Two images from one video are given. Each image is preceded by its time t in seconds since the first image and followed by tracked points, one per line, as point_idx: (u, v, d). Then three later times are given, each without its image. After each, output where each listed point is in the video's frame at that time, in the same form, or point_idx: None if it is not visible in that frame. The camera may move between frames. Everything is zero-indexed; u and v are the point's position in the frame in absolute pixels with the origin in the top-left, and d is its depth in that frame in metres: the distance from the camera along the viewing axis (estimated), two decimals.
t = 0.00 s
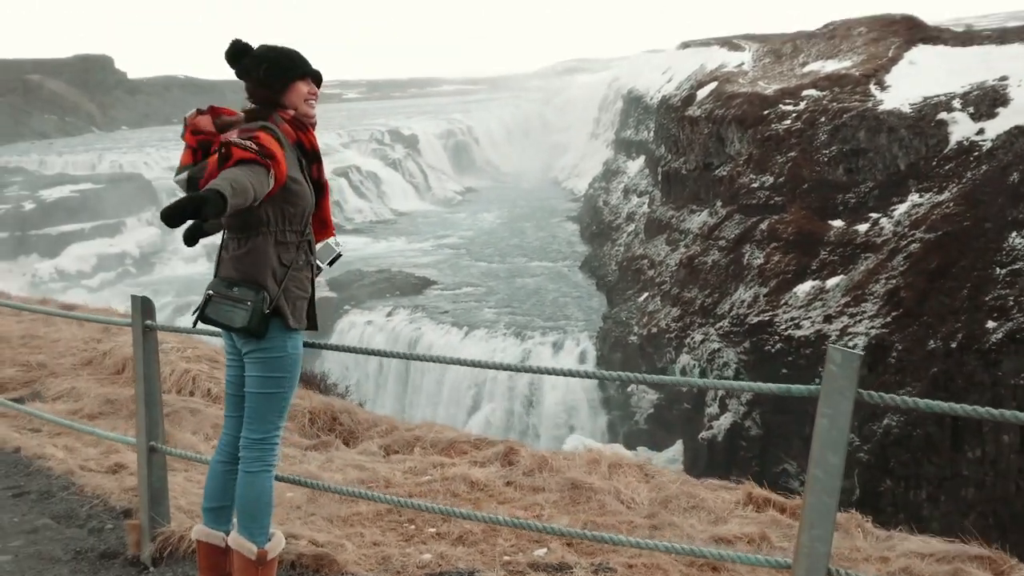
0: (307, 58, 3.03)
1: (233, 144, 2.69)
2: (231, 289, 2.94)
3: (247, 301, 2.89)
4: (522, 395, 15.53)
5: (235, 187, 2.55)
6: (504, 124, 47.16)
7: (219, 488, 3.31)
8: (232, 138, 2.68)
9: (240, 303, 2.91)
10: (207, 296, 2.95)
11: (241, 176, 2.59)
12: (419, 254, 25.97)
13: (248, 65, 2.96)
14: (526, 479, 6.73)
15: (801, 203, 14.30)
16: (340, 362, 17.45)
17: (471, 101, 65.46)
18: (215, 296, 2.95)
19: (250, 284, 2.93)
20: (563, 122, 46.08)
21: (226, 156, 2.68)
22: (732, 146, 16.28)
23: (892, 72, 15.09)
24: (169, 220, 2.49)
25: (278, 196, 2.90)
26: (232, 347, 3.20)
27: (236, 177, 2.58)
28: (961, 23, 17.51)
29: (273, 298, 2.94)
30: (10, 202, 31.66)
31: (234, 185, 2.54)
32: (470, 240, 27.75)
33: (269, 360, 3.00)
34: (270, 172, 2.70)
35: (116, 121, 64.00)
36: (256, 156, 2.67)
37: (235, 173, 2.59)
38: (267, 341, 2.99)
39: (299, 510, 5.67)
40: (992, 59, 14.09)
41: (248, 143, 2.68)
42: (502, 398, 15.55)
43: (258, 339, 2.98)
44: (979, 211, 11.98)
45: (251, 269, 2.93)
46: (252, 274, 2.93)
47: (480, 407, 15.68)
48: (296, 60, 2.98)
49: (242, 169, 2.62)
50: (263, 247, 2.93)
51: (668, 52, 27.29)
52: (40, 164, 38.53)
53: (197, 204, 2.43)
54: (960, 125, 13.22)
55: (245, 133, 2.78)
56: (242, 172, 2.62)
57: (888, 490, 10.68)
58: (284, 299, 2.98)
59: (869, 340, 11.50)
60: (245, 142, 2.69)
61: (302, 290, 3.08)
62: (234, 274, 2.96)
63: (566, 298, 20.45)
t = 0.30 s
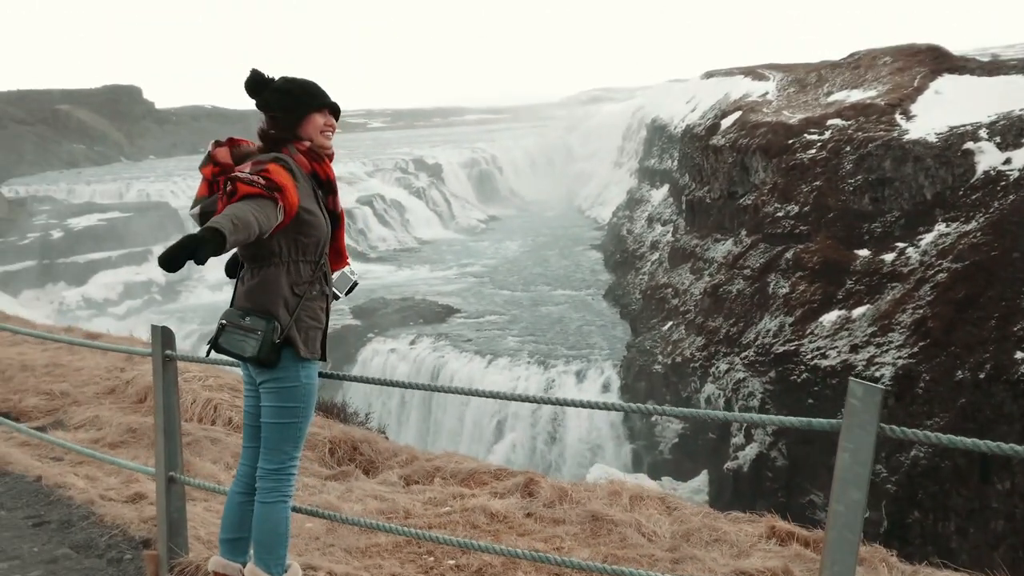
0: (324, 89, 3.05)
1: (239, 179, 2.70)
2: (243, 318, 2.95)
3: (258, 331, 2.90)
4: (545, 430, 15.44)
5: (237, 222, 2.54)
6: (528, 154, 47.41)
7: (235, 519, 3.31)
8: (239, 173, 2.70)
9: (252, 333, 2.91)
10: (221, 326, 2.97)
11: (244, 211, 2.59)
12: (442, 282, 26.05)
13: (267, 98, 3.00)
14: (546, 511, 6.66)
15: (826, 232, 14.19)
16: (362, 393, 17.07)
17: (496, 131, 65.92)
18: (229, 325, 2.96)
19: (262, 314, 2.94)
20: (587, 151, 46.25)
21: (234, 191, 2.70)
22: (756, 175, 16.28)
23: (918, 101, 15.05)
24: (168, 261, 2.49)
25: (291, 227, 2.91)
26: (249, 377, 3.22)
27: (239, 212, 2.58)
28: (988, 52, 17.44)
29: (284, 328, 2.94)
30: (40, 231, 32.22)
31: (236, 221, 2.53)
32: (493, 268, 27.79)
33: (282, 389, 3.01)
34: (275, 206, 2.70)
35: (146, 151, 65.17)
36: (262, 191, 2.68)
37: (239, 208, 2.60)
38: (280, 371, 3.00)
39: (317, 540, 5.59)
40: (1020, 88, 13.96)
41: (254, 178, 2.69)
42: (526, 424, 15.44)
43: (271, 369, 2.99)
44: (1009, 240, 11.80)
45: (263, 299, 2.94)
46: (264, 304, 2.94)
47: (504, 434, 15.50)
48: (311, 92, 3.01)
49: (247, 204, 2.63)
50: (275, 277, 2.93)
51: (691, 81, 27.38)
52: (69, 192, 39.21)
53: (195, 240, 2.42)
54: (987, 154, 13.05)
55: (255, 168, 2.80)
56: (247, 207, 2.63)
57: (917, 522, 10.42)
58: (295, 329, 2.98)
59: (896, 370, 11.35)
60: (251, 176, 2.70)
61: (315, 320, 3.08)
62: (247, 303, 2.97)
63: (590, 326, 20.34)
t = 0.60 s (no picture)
0: (331, 93, 3.06)
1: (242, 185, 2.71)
2: (249, 322, 2.95)
3: (263, 336, 2.91)
4: (558, 435, 15.39)
5: (234, 229, 2.54)
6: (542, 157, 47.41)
7: (244, 523, 3.32)
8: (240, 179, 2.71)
9: (257, 337, 2.92)
10: (227, 329, 2.97)
11: (245, 218, 2.60)
12: (454, 285, 26.09)
13: (276, 103, 3.02)
14: (556, 515, 6.65)
15: (841, 236, 14.11)
16: (375, 398, 17.36)
17: (510, 134, 65.98)
18: (235, 329, 2.96)
19: (268, 319, 2.94)
20: (600, 154, 46.25)
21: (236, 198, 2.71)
22: (770, 179, 16.23)
23: (932, 105, 14.94)
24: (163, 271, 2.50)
25: (296, 232, 2.92)
26: (256, 382, 3.23)
27: (237, 218, 2.59)
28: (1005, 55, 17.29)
29: (290, 333, 2.95)
30: (56, 233, 32.48)
31: (235, 228, 2.54)
32: (506, 271, 27.79)
33: (290, 394, 3.02)
34: (276, 212, 2.71)
35: (162, 154, 65.63)
36: (264, 196, 2.69)
37: (238, 214, 2.61)
38: (286, 376, 3.01)
39: (326, 544, 5.56)
40: None
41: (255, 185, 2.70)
42: (538, 428, 15.50)
43: (278, 373, 3.00)
44: None
45: (270, 304, 2.95)
46: (271, 308, 2.95)
47: (518, 435, 15.64)
48: (317, 96, 3.02)
49: (248, 210, 2.64)
50: (280, 282, 2.94)
51: (705, 84, 27.31)
52: (85, 196, 39.56)
53: (190, 250, 2.43)
54: (1003, 158, 12.95)
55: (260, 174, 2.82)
56: (247, 213, 2.64)
57: (930, 526, 10.34)
58: (301, 334, 2.99)
59: (910, 374, 11.25)
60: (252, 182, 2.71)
61: (321, 324, 3.08)
62: (254, 308, 2.97)
63: (603, 330, 20.28)
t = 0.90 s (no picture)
0: (345, 98, 3.07)
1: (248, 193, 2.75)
2: (264, 328, 2.98)
3: (276, 341, 2.93)
4: (579, 438, 15.19)
5: (235, 240, 2.58)
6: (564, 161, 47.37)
7: (260, 526, 3.35)
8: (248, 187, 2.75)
9: (271, 343, 2.95)
10: (243, 335, 3.01)
11: (251, 228, 2.64)
12: (476, 289, 26.12)
13: (289, 107, 3.05)
14: (575, 520, 6.62)
15: (866, 239, 13.99)
16: (394, 401, 17.24)
17: (533, 138, 65.98)
18: (250, 334, 2.99)
19: (282, 324, 2.97)
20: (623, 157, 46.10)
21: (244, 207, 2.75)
22: (795, 182, 16.14)
23: (959, 108, 14.76)
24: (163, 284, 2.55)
25: (308, 237, 2.95)
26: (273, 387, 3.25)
27: (240, 228, 2.62)
28: None
29: (304, 338, 2.97)
30: (81, 236, 32.88)
31: (236, 239, 2.58)
32: (529, 275, 27.77)
33: (305, 399, 3.04)
34: (282, 221, 2.74)
35: (188, 158, 66.25)
36: (271, 205, 2.73)
37: (243, 224, 2.64)
38: (301, 380, 3.03)
39: (344, 546, 5.55)
40: None
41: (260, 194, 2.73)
42: (559, 435, 15.26)
43: (293, 377, 3.02)
44: None
45: (284, 309, 2.97)
46: (285, 313, 2.98)
47: (538, 438, 15.44)
48: (330, 101, 3.03)
49: (253, 221, 2.68)
50: (293, 287, 2.96)
51: (728, 87, 27.19)
52: (110, 199, 39.97)
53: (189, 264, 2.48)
54: None
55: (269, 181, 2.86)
56: (251, 222, 2.68)
57: (955, 533, 10.21)
58: (315, 338, 3.00)
59: (935, 379, 11.14)
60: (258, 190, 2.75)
61: (337, 328, 3.09)
62: (268, 313, 3.00)
63: (625, 334, 20.20)
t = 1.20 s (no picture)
0: (352, 99, 3.07)
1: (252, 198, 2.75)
2: (274, 330, 2.98)
3: (287, 343, 2.93)
4: (595, 438, 15.15)
5: (236, 247, 2.59)
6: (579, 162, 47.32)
7: (270, 527, 3.34)
8: (254, 192, 2.75)
9: (282, 345, 2.95)
10: (253, 337, 3.01)
11: (254, 235, 2.65)
12: (490, 290, 26.12)
13: (296, 107, 3.05)
14: (586, 521, 6.59)
15: (881, 240, 13.90)
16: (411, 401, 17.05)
17: (549, 140, 65.88)
18: (261, 337, 3.00)
19: (292, 326, 2.97)
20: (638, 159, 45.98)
21: (249, 212, 2.76)
22: (810, 183, 16.07)
23: (976, 108, 14.64)
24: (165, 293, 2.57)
25: (316, 238, 2.93)
26: (283, 389, 3.25)
27: (243, 235, 2.63)
28: None
29: (314, 340, 2.97)
30: (97, 237, 33.13)
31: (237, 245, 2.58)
32: (544, 276, 27.73)
33: (316, 401, 3.04)
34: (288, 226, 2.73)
35: (205, 160, 66.67)
36: (277, 209, 2.72)
37: (247, 231, 2.65)
38: (312, 383, 3.03)
39: (356, 547, 5.54)
40: None
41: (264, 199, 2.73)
42: (575, 434, 15.23)
43: (304, 380, 3.02)
44: None
45: (294, 312, 2.98)
46: (295, 315, 2.98)
47: (551, 444, 15.40)
48: (336, 103, 3.03)
49: (257, 226, 2.68)
50: (302, 289, 2.96)
51: (743, 88, 27.08)
52: (126, 200, 40.88)
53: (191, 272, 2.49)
54: None
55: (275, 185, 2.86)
56: (256, 228, 2.68)
57: (971, 534, 10.11)
58: (326, 340, 3.00)
59: (951, 380, 11.03)
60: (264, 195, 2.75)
61: (348, 329, 3.08)
62: (278, 315, 3.01)
63: (640, 335, 20.12)
